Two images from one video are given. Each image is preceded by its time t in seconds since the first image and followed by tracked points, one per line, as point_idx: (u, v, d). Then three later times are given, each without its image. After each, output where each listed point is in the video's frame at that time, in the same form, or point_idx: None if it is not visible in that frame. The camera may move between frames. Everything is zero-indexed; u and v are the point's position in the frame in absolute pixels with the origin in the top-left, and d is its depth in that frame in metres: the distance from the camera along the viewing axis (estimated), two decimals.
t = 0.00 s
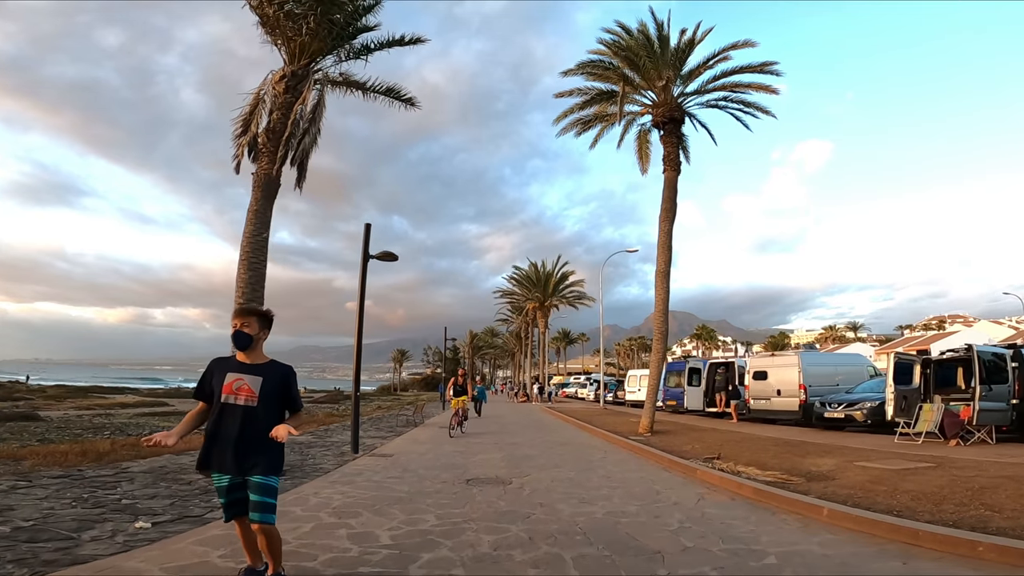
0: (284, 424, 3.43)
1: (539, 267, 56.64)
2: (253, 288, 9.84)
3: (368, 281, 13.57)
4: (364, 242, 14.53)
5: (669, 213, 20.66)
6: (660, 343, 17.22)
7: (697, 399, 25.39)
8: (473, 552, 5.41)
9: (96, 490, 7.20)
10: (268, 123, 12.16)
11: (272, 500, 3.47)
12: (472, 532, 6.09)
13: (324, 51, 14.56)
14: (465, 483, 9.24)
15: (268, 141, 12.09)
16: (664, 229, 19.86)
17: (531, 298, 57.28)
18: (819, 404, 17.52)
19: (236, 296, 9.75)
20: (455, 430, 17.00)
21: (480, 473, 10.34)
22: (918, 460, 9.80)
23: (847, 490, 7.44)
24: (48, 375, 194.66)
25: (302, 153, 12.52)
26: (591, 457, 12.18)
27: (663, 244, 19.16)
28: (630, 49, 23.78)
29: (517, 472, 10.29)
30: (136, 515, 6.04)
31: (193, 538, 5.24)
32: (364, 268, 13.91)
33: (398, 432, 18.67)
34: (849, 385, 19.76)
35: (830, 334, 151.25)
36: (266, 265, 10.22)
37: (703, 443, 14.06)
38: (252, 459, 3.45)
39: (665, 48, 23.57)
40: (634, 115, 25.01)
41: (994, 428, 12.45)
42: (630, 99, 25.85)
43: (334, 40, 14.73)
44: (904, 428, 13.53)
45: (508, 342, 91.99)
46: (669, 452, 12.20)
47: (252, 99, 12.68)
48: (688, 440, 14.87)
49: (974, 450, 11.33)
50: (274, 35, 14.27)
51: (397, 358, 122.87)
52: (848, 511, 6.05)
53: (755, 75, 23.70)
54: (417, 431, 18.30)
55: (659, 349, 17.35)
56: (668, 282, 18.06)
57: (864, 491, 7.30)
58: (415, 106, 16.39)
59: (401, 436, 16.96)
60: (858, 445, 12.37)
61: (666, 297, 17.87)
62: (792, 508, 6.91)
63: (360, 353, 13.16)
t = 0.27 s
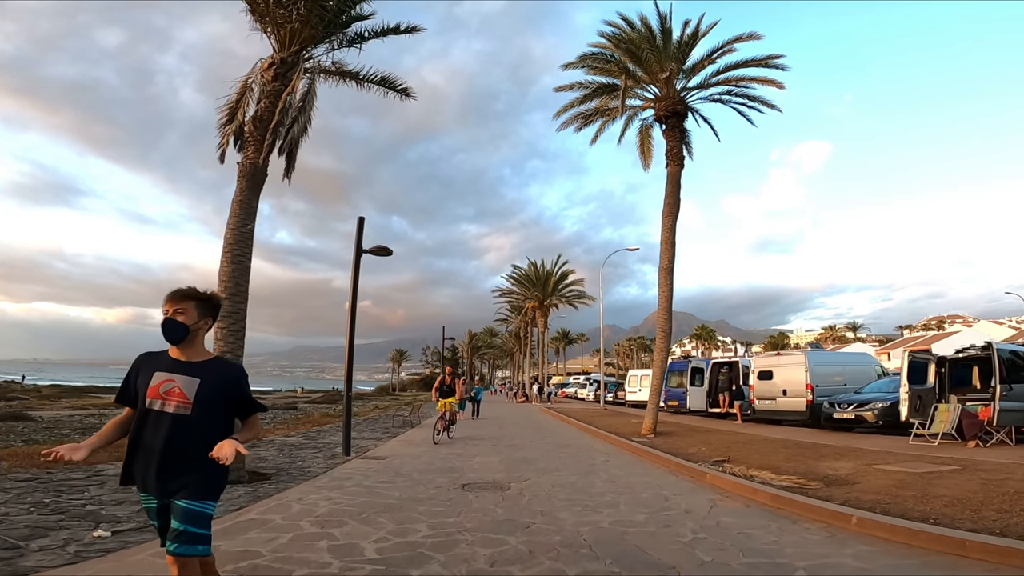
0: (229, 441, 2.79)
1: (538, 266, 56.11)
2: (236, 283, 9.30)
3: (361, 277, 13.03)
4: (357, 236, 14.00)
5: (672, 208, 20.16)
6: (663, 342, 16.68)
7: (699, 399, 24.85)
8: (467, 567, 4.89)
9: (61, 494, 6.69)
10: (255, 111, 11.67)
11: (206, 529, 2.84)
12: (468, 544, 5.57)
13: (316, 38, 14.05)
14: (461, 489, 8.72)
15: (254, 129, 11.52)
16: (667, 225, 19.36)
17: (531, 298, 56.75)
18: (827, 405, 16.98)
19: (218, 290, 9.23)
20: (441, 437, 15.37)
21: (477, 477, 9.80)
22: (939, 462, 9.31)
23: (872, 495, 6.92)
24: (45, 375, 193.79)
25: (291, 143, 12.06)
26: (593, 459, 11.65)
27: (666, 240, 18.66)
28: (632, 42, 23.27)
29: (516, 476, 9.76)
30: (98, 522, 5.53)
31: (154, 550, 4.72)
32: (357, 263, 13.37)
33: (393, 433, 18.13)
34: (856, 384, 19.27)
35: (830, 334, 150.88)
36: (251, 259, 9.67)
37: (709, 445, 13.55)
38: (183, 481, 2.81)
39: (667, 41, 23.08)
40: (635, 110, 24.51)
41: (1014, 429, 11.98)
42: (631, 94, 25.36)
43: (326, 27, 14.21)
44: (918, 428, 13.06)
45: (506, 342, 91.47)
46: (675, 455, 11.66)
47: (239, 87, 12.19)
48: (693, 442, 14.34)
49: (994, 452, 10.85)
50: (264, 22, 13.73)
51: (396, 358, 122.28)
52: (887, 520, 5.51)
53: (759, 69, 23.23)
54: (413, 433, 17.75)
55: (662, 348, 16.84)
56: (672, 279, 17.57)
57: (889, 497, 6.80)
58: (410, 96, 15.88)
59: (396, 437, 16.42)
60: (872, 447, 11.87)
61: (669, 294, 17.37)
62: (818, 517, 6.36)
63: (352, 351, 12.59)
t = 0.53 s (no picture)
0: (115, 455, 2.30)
1: (538, 265, 55.53)
2: (217, 277, 8.73)
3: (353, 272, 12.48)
4: (349, 230, 13.45)
5: (676, 203, 19.61)
6: (667, 340, 16.14)
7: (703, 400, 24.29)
8: None
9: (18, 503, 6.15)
10: (240, 99, 11.11)
11: (94, 563, 2.31)
12: (463, 562, 5.03)
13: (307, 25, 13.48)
14: (456, 497, 8.16)
15: (239, 117, 10.98)
16: (671, 221, 18.83)
17: (530, 297, 56.18)
18: (838, 405, 16.59)
19: (197, 285, 8.66)
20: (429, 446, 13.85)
21: (473, 484, 9.24)
22: (966, 467, 8.79)
23: (904, 505, 6.38)
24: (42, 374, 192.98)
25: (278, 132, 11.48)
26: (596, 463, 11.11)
27: (670, 236, 18.12)
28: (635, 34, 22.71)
29: (516, 482, 9.20)
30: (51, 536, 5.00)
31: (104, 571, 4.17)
32: (349, 259, 12.81)
33: (388, 435, 17.54)
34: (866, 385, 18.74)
35: (830, 335, 150.44)
36: (234, 252, 9.12)
37: (716, 448, 13.00)
38: (58, 506, 2.28)
39: (671, 33, 22.53)
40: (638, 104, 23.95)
41: None
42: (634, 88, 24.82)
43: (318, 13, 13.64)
44: (935, 430, 12.58)
45: (506, 342, 90.89)
46: (682, 459, 11.11)
47: (225, 74, 11.66)
48: (700, 445, 13.80)
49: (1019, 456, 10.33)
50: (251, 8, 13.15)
51: (395, 358, 121.69)
52: (930, 536, 5.14)
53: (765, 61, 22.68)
54: (409, 435, 17.18)
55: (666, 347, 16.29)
56: (676, 276, 17.03)
57: (922, 506, 6.28)
58: (406, 86, 15.32)
59: (391, 440, 15.84)
60: (889, 451, 11.34)
61: (674, 292, 16.83)
62: (846, 528, 5.90)
63: (343, 349, 12.02)
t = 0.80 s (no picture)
0: None
1: (537, 264, 55.01)
2: (193, 270, 8.26)
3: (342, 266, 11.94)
4: (340, 223, 12.91)
5: (678, 198, 19.11)
6: (669, 339, 15.61)
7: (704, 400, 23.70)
8: None
9: None
10: (223, 86, 10.61)
11: None
12: None
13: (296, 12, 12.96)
14: (448, 504, 7.64)
15: (220, 103, 10.41)
16: (673, 216, 18.32)
17: (529, 296, 55.67)
18: (846, 406, 16.11)
19: (172, 278, 8.17)
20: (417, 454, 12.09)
21: (466, 489, 8.71)
22: (991, 470, 8.30)
23: (935, 512, 5.88)
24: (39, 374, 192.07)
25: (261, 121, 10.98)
26: (597, 467, 10.59)
27: (672, 231, 17.60)
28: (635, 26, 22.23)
29: (511, 488, 8.68)
30: None
31: None
32: (338, 253, 12.26)
33: (381, 436, 17.01)
34: (872, 385, 18.26)
35: (829, 335, 150.16)
36: (211, 244, 8.66)
37: (722, 450, 12.49)
38: None
39: (672, 25, 22.05)
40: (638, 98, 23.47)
41: None
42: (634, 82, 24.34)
43: None
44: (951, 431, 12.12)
45: (505, 343, 90.39)
46: (686, 463, 10.59)
47: (209, 62, 11.19)
48: (705, 447, 13.27)
49: None
50: None
51: (393, 357, 121.09)
52: (975, 548, 4.75)
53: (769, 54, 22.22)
54: (403, 436, 16.65)
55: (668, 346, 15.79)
56: (679, 273, 16.52)
57: (955, 514, 5.77)
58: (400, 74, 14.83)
59: (383, 441, 15.30)
60: (905, 453, 10.84)
61: (676, 289, 16.31)
62: (876, 539, 5.41)
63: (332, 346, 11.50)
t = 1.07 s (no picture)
0: None
1: (537, 263, 54.47)
2: (167, 264, 7.84)
3: (331, 262, 11.39)
4: (329, 218, 12.36)
5: (680, 194, 18.59)
6: (672, 339, 15.08)
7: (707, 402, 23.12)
8: None
9: None
10: (204, 74, 10.08)
11: None
12: None
13: None
14: (440, 515, 7.12)
15: (200, 90, 9.87)
16: (676, 212, 17.80)
17: (528, 296, 55.14)
18: (856, 408, 15.61)
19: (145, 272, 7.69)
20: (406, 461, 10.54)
21: (461, 498, 8.18)
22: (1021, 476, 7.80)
23: (974, 524, 5.39)
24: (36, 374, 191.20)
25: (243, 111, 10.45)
26: (599, 473, 10.06)
27: (675, 228, 17.07)
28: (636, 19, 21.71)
29: (508, 496, 8.15)
30: None
31: None
32: (327, 248, 11.72)
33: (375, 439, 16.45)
34: (882, 386, 17.74)
35: (829, 335, 149.75)
36: (187, 237, 8.28)
37: (729, 454, 11.96)
38: None
39: (674, 17, 21.54)
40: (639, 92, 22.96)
41: None
42: (635, 76, 23.68)
43: None
44: (969, 434, 11.62)
45: (504, 343, 89.85)
46: (692, 468, 10.06)
47: (191, 49, 10.67)
48: (711, 451, 12.74)
49: None
50: None
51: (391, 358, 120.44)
52: None
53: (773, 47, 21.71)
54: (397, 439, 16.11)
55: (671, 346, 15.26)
56: (682, 271, 15.98)
57: (995, 526, 5.27)
58: (393, 64, 14.31)
59: (376, 445, 14.75)
60: (923, 457, 10.33)
61: (680, 287, 15.77)
62: (923, 557, 4.98)
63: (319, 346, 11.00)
